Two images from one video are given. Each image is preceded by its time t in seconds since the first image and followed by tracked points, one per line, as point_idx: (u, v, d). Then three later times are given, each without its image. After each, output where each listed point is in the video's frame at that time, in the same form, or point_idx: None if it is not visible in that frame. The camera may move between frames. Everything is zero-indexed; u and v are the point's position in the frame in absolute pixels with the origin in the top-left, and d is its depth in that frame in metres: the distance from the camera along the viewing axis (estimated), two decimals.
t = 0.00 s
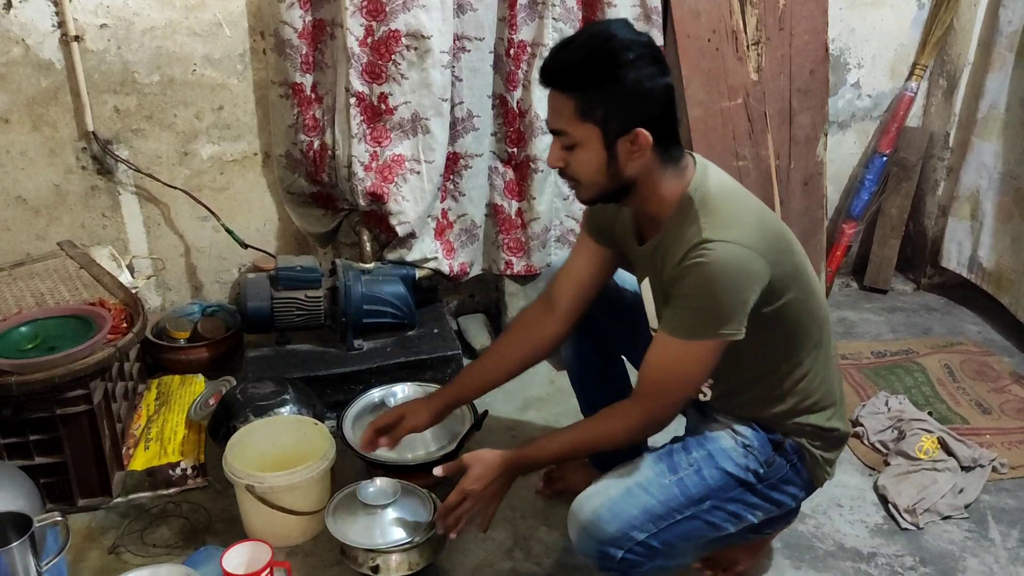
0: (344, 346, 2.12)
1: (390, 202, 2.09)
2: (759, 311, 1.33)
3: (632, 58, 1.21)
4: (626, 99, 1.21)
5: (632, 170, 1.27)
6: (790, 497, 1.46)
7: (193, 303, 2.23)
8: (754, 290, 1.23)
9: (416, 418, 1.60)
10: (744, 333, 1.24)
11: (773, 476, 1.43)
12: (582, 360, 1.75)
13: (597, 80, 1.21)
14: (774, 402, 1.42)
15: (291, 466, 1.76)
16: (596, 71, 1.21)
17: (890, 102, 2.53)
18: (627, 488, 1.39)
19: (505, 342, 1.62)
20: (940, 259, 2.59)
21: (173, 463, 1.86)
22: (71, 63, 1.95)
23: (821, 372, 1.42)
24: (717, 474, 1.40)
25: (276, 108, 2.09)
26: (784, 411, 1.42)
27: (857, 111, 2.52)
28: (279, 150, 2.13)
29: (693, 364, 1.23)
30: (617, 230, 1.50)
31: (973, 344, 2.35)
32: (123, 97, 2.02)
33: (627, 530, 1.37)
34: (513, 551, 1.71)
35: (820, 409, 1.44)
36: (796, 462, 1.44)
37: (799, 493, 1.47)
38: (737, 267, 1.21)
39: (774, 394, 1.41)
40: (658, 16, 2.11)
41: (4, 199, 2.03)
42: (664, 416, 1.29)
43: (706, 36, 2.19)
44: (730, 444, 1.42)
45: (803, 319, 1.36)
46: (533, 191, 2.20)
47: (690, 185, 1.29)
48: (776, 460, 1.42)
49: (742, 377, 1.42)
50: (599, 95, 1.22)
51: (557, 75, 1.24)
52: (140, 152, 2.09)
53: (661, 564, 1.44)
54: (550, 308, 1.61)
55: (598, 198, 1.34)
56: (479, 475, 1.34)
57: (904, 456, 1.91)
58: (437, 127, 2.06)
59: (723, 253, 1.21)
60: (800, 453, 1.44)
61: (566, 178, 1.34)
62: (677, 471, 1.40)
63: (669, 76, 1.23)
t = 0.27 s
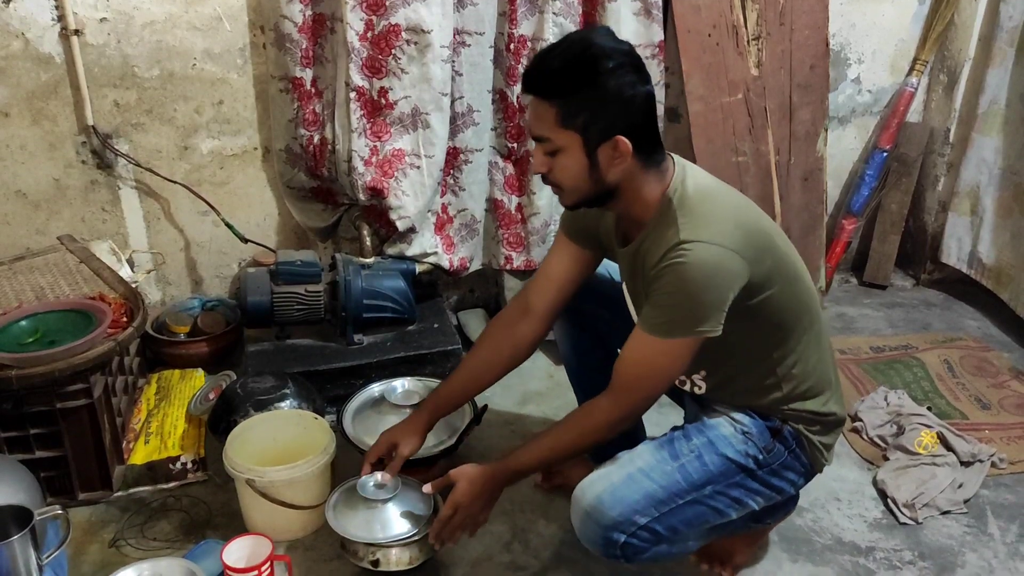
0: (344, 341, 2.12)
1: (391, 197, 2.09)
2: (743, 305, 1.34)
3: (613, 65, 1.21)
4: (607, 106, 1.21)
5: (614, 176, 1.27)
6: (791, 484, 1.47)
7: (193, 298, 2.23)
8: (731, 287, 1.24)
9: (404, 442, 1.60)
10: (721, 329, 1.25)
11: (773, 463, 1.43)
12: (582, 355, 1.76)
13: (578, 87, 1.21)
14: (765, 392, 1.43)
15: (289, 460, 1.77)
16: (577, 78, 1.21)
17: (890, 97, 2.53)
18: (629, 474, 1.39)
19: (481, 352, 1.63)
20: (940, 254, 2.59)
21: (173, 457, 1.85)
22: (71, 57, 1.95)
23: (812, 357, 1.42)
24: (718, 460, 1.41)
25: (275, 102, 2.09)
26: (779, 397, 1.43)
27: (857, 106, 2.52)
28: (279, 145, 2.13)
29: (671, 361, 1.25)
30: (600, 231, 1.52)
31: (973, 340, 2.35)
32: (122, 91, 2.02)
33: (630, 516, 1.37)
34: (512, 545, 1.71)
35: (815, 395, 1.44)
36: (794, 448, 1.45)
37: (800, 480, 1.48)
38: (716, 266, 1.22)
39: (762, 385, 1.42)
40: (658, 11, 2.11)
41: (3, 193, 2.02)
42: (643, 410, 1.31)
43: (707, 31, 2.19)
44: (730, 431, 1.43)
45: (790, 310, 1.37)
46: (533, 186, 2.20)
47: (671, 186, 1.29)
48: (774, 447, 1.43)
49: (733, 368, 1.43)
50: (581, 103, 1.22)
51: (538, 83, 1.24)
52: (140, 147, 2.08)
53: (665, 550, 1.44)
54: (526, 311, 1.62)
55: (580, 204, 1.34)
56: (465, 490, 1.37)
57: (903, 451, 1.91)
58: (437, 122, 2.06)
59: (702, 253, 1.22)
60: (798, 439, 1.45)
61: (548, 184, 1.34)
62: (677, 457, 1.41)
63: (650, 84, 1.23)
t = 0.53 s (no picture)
0: (343, 336, 2.12)
1: (391, 192, 2.09)
2: (735, 303, 1.34)
3: (603, 67, 1.21)
4: (597, 108, 1.21)
5: (605, 177, 1.27)
6: (785, 477, 1.47)
7: (193, 293, 2.24)
8: (723, 285, 1.24)
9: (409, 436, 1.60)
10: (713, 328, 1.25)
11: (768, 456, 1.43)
12: (581, 350, 1.76)
13: (567, 90, 1.21)
14: (760, 388, 1.43)
15: (289, 455, 1.78)
16: (566, 80, 1.21)
17: (891, 93, 2.53)
18: (621, 466, 1.40)
19: (481, 352, 1.63)
20: (940, 250, 2.59)
21: (173, 452, 1.86)
22: (71, 52, 1.95)
23: (806, 354, 1.42)
24: (710, 452, 1.41)
25: (275, 98, 2.09)
26: (773, 393, 1.43)
27: (858, 102, 2.52)
28: (279, 140, 2.13)
29: (661, 360, 1.26)
30: (594, 229, 1.52)
31: (972, 336, 2.35)
32: (122, 86, 2.02)
33: (621, 507, 1.38)
34: (511, 540, 1.71)
35: (809, 391, 1.45)
36: (790, 443, 1.45)
37: (794, 473, 1.48)
38: (705, 266, 1.22)
39: (757, 381, 1.43)
40: (658, 6, 2.11)
41: (3, 188, 2.02)
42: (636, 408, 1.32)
43: (707, 26, 2.19)
44: (724, 424, 1.43)
45: (783, 307, 1.37)
46: (533, 181, 2.20)
47: (662, 184, 1.29)
48: (769, 441, 1.43)
49: (727, 365, 1.44)
50: (571, 105, 1.22)
51: (527, 86, 1.24)
52: (139, 142, 2.08)
53: (657, 542, 1.45)
54: (527, 309, 1.62)
55: (574, 204, 1.34)
56: (457, 485, 1.40)
57: (902, 446, 1.91)
58: (437, 117, 2.06)
59: (692, 252, 1.22)
60: (793, 434, 1.45)
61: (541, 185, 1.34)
62: (669, 450, 1.41)
63: (640, 84, 1.23)
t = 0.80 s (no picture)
0: (343, 330, 2.12)
1: (391, 186, 2.09)
2: (732, 297, 1.34)
3: (597, 62, 1.20)
4: (591, 103, 1.21)
5: (600, 173, 1.27)
6: (783, 473, 1.47)
7: (193, 287, 2.23)
8: (720, 279, 1.24)
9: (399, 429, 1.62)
10: (710, 322, 1.25)
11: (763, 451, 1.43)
12: (581, 346, 1.76)
13: (562, 85, 1.21)
14: (758, 383, 1.43)
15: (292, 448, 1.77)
16: (561, 75, 1.21)
17: (891, 87, 2.53)
18: (616, 464, 1.40)
19: (480, 347, 1.63)
20: (940, 245, 2.59)
21: (173, 446, 1.85)
22: (69, 46, 1.94)
23: (805, 348, 1.42)
24: (705, 449, 1.41)
25: (275, 92, 2.09)
26: (771, 388, 1.43)
27: (858, 97, 2.51)
28: (279, 134, 2.13)
29: (658, 355, 1.26)
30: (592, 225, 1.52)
31: (972, 331, 2.35)
32: (121, 80, 2.01)
33: (616, 504, 1.38)
34: (511, 534, 1.71)
35: (808, 386, 1.44)
36: (788, 439, 1.45)
37: (793, 469, 1.48)
38: (703, 260, 1.22)
39: (755, 376, 1.43)
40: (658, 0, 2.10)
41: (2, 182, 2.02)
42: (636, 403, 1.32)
43: (707, 20, 2.19)
44: (720, 420, 1.43)
45: (781, 302, 1.37)
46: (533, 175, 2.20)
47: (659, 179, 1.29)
48: (767, 436, 1.43)
49: (725, 360, 1.44)
50: (565, 100, 1.21)
51: (523, 81, 1.24)
52: (138, 136, 2.08)
53: (654, 539, 1.45)
54: (525, 304, 1.62)
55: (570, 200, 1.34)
56: (455, 481, 1.40)
57: (902, 441, 1.91)
58: (437, 111, 2.05)
59: (689, 246, 1.22)
60: (792, 430, 1.45)
61: (537, 180, 1.34)
62: (665, 447, 1.41)
63: (635, 80, 1.22)
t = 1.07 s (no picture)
0: (343, 324, 2.12)
1: (391, 179, 2.08)
2: (727, 293, 1.33)
3: (581, 66, 1.19)
4: (576, 106, 1.20)
5: (587, 175, 1.26)
6: (781, 466, 1.47)
7: (193, 281, 2.23)
8: (712, 275, 1.24)
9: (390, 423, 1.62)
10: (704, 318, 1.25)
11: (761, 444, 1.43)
12: (580, 342, 1.76)
13: (546, 90, 1.20)
14: (756, 377, 1.43)
15: (292, 441, 1.77)
16: (545, 79, 1.20)
17: (892, 81, 2.52)
18: (611, 451, 1.40)
19: (469, 344, 1.62)
20: (940, 239, 2.59)
21: (172, 440, 1.84)
22: (68, 38, 1.93)
23: (803, 342, 1.41)
24: (701, 439, 1.41)
25: (274, 85, 2.08)
26: (771, 382, 1.42)
27: (859, 91, 2.50)
28: (278, 127, 2.13)
29: (652, 353, 1.26)
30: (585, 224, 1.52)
31: (973, 325, 2.35)
32: (120, 72, 2.00)
33: (609, 491, 1.38)
34: (511, 527, 1.71)
35: (807, 379, 1.44)
36: (787, 432, 1.44)
37: (792, 463, 1.48)
38: (693, 256, 1.21)
39: (753, 370, 1.42)
40: None
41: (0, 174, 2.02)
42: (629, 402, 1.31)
43: (709, 13, 2.18)
44: (719, 412, 1.42)
45: (777, 296, 1.36)
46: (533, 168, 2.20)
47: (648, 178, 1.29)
48: (766, 429, 1.43)
49: (723, 355, 1.43)
50: (550, 103, 1.20)
51: (507, 87, 1.23)
52: (137, 128, 2.07)
53: (648, 528, 1.46)
54: (515, 302, 1.62)
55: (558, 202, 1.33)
56: (450, 481, 1.39)
57: (902, 435, 1.91)
58: (437, 104, 2.05)
59: (679, 243, 1.22)
60: (792, 423, 1.45)
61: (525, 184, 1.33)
62: (660, 436, 1.41)
63: (620, 82, 1.21)
